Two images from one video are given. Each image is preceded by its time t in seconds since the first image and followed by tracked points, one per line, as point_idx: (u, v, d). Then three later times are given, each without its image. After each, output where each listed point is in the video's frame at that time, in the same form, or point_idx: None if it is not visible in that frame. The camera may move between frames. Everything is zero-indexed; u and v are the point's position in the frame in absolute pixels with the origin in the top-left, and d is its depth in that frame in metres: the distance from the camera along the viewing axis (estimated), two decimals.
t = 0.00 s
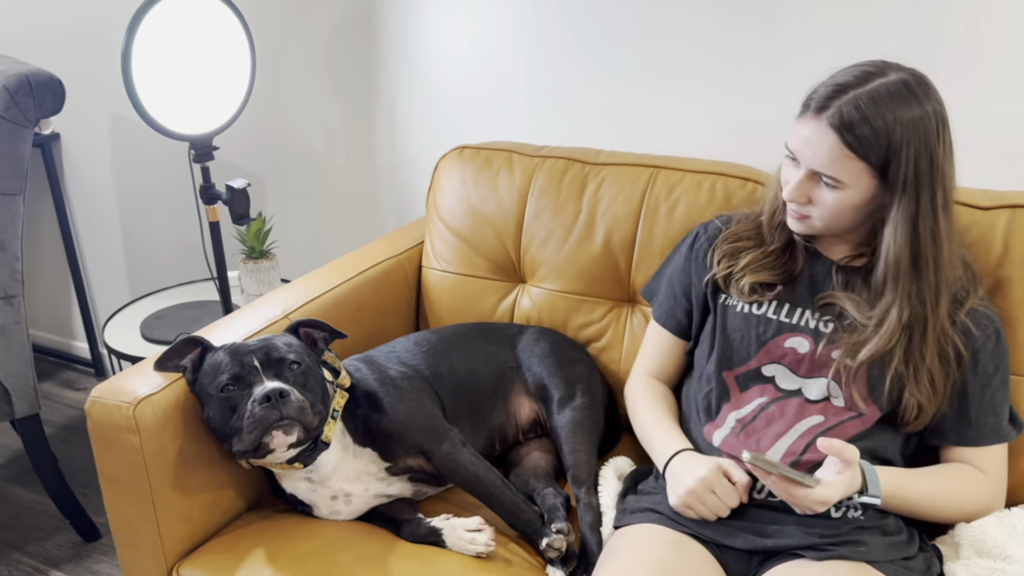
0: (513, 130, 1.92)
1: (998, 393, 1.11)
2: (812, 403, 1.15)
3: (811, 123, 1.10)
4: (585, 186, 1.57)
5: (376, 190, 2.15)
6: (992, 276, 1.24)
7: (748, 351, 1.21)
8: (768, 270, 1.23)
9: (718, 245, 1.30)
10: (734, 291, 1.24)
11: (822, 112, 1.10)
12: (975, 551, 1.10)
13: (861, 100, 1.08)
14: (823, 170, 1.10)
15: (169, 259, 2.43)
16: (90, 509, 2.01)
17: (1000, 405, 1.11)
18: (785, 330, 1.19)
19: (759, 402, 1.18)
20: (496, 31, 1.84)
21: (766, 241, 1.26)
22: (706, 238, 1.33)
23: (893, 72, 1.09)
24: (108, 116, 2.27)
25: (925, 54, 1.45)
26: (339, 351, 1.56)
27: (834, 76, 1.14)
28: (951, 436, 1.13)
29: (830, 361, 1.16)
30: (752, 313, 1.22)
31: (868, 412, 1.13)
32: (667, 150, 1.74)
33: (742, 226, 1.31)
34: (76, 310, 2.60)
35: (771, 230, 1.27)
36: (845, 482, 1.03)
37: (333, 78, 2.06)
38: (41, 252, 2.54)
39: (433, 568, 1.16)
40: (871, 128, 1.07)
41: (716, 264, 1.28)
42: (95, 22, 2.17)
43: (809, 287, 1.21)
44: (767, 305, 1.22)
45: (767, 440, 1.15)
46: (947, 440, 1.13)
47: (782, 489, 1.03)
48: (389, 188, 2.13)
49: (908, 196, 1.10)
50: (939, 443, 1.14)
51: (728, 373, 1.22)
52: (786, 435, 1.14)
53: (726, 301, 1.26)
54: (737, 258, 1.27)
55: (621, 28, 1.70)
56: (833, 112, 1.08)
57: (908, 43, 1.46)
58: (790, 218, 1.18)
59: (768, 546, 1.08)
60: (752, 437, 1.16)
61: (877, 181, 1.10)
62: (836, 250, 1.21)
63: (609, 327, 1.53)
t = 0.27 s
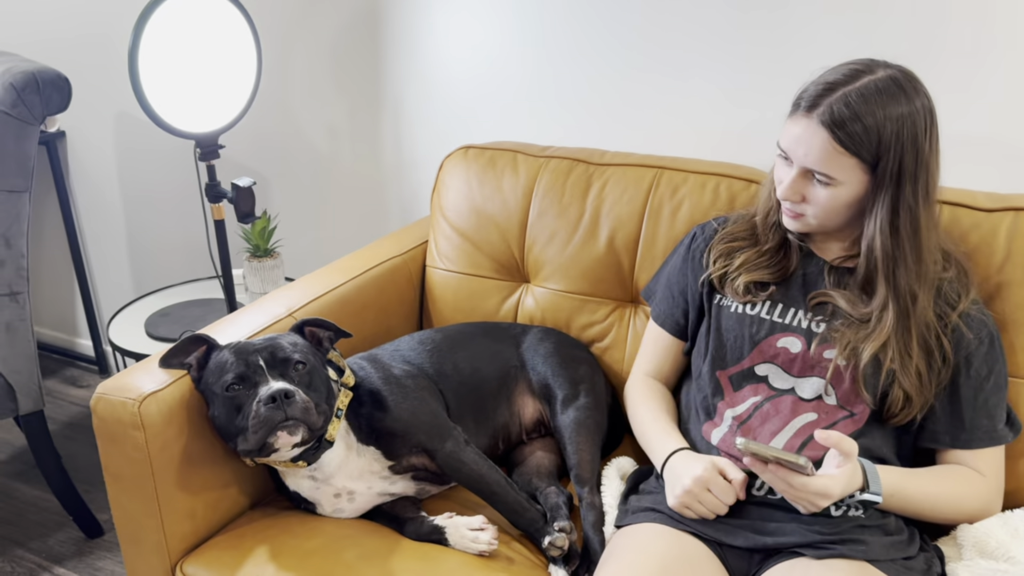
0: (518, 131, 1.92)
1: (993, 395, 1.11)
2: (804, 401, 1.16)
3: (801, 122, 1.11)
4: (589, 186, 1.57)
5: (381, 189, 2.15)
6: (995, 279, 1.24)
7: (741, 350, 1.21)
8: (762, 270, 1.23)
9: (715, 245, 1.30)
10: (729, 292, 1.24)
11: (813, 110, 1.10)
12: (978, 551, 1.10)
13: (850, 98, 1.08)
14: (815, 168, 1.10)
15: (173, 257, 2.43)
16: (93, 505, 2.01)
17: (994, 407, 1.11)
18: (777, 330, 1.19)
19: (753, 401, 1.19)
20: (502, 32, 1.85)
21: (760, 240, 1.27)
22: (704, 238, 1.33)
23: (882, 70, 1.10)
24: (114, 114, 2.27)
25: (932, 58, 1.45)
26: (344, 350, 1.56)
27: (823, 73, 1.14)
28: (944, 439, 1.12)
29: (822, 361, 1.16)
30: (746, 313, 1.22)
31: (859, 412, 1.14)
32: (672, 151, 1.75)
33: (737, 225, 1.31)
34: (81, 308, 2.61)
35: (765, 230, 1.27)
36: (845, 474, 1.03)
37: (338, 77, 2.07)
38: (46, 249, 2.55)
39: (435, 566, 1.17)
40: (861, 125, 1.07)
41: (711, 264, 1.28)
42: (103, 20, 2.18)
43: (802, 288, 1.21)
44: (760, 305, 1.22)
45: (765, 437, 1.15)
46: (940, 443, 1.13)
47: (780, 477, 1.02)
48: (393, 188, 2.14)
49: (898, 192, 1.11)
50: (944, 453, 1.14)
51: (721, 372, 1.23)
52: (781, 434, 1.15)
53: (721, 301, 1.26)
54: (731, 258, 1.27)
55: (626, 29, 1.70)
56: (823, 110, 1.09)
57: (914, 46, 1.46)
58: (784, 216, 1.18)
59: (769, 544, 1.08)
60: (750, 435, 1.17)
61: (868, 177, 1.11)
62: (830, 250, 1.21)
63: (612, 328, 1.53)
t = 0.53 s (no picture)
0: (520, 131, 1.92)
1: (994, 398, 1.10)
2: (806, 403, 1.16)
3: (799, 126, 1.11)
4: (591, 187, 1.57)
5: (383, 189, 2.15)
6: (997, 281, 1.24)
7: (743, 352, 1.22)
8: (763, 272, 1.23)
9: (717, 247, 1.30)
10: (731, 293, 1.24)
11: (810, 114, 1.10)
12: (978, 554, 1.10)
13: (847, 101, 1.08)
14: (814, 172, 1.10)
15: (176, 256, 2.44)
16: (94, 503, 2.01)
17: (995, 410, 1.10)
18: (779, 332, 1.19)
19: (754, 402, 1.19)
20: (504, 32, 1.85)
21: (762, 242, 1.27)
22: (706, 239, 1.33)
23: (878, 72, 1.10)
24: (117, 113, 2.28)
25: (934, 60, 1.45)
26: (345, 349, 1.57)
27: (820, 77, 1.14)
28: (945, 441, 1.12)
29: (824, 363, 1.16)
30: (748, 315, 1.22)
31: (861, 414, 1.14)
32: (674, 153, 1.75)
33: (739, 227, 1.31)
34: (82, 306, 2.61)
35: (767, 232, 1.27)
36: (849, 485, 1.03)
37: (341, 77, 2.07)
38: (48, 247, 2.56)
39: (435, 565, 1.17)
40: (858, 128, 1.08)
41: (714, 267, 1.28)
42: (107, 19, 2.18)
43: (804, 289, 1.21)
44: (762, 307, 1.22)
45: (767, 439, 1.16)
46: (941, 445, 1.13)
47: (785, 494, 1.03)
48: (395, 187, 2.14)
49: (897, 193, 1.11)
50: (944, 455, 1.14)
51: (723, 374, 1.23)
52: (783, 436, 1.15)
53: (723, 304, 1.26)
54: (733, 259, 1.27)
55: (629, 30, 1.70)
56: (820, 114, 1.09)
57: (917, 48, 1.46)
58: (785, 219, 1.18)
59: (769, 546, 1.08)
60: (751, 437, 1.17)
61: (866, 180, 1.11)
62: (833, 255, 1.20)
63: (613, 329, 1.53)
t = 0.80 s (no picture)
0: (522, 131, 1.92)
1: (994, 399, 1.10)
2: (806, 404, 1.16)
3: (802, 129, 1.11)
4: (593, 187, 1.57)
5: (385, 188, 2.15)
6: (998, 283, 1.24)
7: (744, 352, 1.22)
8: (765, 272, 1.23)
9: (718, 247, 1.31)
10: (733, 294, 1.24)
11: (813, 117, 1.10)
12: (978, 555, 1.10)
13: (850, 104, 1.08)
14: (817, 174, 1.10)
15: (178, 255, 2.44)
16: (95, 501, 2.02)
17: (996, 411, 1.10)
18: (780, 333, 1.19)
19: (755, 403, 1.19)
20: (507, 32, 1.85)
21: (763, 242, 1.27)
22: (707, 240, 1.34)
23: (881, 75, 1.10)
24: (120, 112, 2.28)
25: (936, 61, 1.45)
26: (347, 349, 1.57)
27: (823, 79, 1.14)
28: (946, 442, 1.12)
29: (824, 364, 1.16)
30: (750, 316, 1.22)
31: (862, 414, 1.14)
32: (675, 153, 1.75)
33: (741, 227, 1.31)
34: (85, 305, 2.61)
35: (768, 232, 1.27)
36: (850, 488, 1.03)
37: (344, 77, 2.08)
38: (50, 245, 2.56)
39: (436, 563, 1.17)
40: (861, 131, 1.08)
41: (715, 267, 1.28)
42: (109, 19, 2.19)
43: (806, 289, 1.21)
44: (763, 308, 1.22)
45: (767, 440, 1.16)
46: (941, 446, 1.13)
47: (786, 497, 1.03)
48: (397, 187, 2.14)
49: (899, 196, 1.12)
50: (945, 456, 1.14)
51: (724, 375, 1.23)
52: (784, 437, 1.15)
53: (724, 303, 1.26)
54: (735, 260, 1.27)
55: (631, 31, 1.71)
56: (824, 116, 1.09)
57: (919, 48, 1.46)
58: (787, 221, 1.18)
59: (769, 546, 1.09)
60: (752, 438, 1.17)
61: (869, 183, 1.11)
62: (833, 255, 1.21)
63: (614, 330, 1.53)
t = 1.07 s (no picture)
0: (524, 131, 1.93)
1: (996, 400, 1.10)
2: (807, 404, 1.16)
3: (805, 130, 1.11)
4: (594, 187, 1.57)
5: (386, 187, 2.15)
6: (1000, 284, 1.24)
7: (745, 352, 1.22)
8: (766, 272, 1.23)
9: (719, 246, 1.31)
10: (733, 294, 1.24)
11: (815, 119, 1.10)
12: (979, 556, 1.10)
13: (852, 105, 1.08)
14: (820, 175, 1.10)
15: (180, 254, 2.44)
16: (97, 500, 2.02)
17: (998, 412, 1.10)
18: (781, 333, 1.19)
19: (756, 403, 1.19)
20: (508, 33, 1.85)
21: (765, 243, 1.27)
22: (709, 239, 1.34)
23: (882, 76, 1.10)
24: (122, 112, 2.28)
25: (938, 61, 1.45)
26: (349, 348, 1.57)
27: (825, 80, 1.15)
28: (947, 443, 1.12)
29: (826, 363, 1.16)
30: (751, 316, 1.22)
31: (862, 414, 1.14)
32: (676, 153, 1.75)
33: (741, 227, 1.31)
34: (86, 304, 2.62)
35: (770, 233, 1.27)
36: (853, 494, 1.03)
37: (345, 77, 2.08)
38: (52, 245, 2.56)
39: (437, 563, 1.17)
40: (863, 132, 1.08)
41: (716, 267, 1.28)
42: (111, 19, 2.19)
43: (807, 289, 1.22)
44: (765, 308, 1.22)
45: (768, 441, 1.16)
46: (943, 446, 1.13)
47: (788, 501, 1.04)
48: (399, 187, 2.14)
49: (902, 196, 1.12)
50: (945, 457, 1.14)
51: (726, 374, 1.23)
52: (785, 437, 1.15)
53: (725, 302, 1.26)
54: (736, 261, 1.27)
55: (633, 33, 1.71)
56: (826, 118, 1.09)
57: (921, 49, 1.46)
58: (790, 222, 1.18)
59: (770, 546, 1.09)
60: (752, 438, 1.17)
61: (872, 183, 1.11)
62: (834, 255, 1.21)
63: (615, 331, 1.53)
